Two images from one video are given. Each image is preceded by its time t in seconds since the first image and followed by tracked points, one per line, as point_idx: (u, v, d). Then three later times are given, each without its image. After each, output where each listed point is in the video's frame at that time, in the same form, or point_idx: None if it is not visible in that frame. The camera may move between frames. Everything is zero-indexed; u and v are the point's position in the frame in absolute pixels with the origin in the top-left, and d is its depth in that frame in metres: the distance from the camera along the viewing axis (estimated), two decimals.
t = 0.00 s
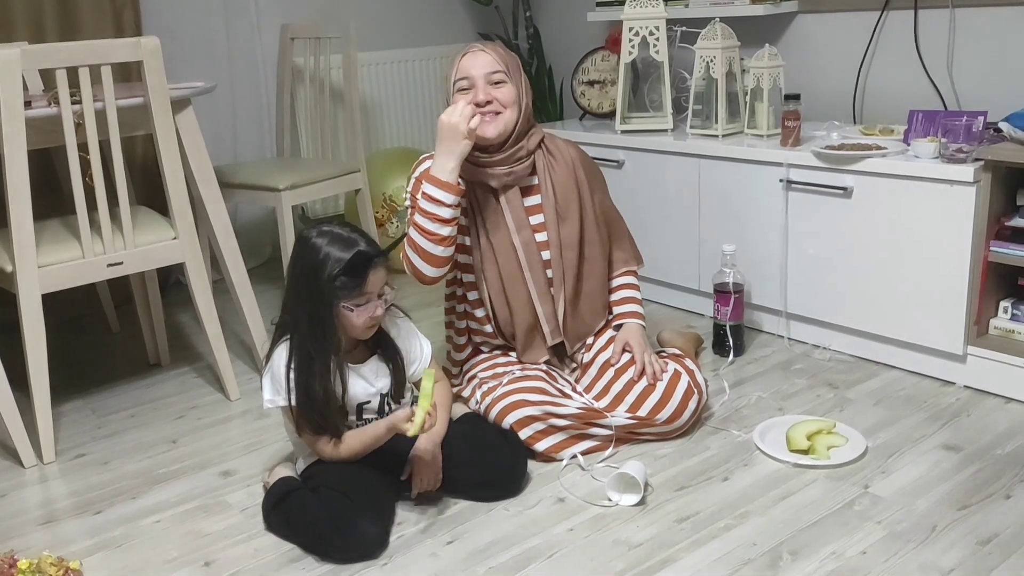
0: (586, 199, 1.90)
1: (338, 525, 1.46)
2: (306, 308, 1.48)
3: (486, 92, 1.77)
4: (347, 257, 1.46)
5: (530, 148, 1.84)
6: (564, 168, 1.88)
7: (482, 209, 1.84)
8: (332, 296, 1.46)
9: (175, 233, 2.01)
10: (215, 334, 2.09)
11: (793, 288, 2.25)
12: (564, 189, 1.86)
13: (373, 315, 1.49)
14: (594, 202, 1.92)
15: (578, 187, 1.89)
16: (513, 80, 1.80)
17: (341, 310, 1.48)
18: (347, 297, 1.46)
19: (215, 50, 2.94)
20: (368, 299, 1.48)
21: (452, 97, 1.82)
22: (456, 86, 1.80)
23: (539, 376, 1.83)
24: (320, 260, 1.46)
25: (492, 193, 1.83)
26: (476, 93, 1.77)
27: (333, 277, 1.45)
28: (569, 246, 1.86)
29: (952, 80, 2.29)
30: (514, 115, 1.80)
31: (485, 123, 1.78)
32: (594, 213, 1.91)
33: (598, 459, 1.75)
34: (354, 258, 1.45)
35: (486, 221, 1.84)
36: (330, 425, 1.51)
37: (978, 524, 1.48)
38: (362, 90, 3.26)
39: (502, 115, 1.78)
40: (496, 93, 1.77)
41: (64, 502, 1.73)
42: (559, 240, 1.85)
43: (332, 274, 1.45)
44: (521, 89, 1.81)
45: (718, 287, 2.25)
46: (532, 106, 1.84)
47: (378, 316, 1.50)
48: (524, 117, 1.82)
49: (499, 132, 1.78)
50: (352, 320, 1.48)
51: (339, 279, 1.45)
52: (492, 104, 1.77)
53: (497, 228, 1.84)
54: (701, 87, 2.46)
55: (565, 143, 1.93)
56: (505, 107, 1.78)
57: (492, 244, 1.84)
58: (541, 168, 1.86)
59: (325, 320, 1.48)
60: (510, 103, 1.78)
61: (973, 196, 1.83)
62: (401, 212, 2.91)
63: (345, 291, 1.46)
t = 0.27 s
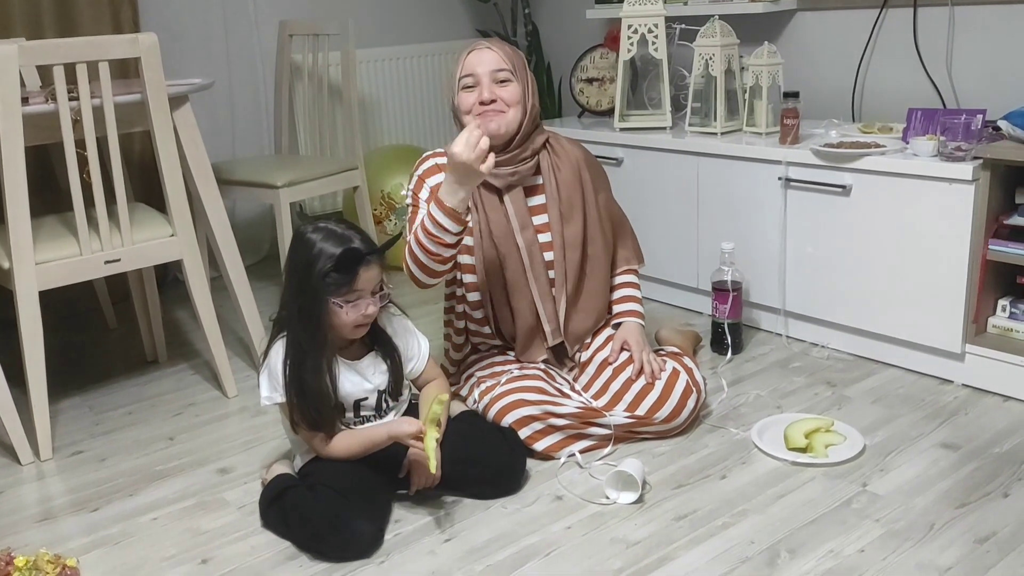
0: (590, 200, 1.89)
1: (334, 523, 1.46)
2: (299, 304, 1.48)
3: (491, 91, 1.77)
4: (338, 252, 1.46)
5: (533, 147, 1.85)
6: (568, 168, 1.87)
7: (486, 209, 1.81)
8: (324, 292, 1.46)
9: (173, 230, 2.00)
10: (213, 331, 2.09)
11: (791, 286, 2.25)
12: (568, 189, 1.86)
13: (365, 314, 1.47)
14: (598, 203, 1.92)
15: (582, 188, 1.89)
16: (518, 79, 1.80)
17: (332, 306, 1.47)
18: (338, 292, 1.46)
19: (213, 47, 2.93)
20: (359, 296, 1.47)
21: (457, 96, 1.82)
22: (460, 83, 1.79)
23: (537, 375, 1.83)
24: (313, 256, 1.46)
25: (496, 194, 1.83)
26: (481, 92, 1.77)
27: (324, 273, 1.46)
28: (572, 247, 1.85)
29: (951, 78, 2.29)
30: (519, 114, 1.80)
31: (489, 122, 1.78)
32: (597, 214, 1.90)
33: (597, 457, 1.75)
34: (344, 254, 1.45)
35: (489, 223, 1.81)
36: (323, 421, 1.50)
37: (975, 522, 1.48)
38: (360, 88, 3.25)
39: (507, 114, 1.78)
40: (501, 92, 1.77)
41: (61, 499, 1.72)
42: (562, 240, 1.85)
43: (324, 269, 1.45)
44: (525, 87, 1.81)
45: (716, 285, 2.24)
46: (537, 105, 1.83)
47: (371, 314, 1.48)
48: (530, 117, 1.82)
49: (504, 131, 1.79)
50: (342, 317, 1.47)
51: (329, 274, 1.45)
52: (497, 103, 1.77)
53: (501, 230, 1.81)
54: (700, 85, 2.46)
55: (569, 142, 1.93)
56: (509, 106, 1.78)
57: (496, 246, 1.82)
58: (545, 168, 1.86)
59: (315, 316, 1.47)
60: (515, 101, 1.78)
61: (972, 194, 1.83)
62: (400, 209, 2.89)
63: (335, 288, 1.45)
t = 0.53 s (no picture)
0: (591, 198, 1.90)
1: (333, 522, 1.46)
2: (298, 301, 1.48)
3: (493, 92, 1.77)
4: (336, 249, 1.46)
5: (536, 146, 1.84)
6: (571, 167, 1.87)
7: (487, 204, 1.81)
8: (322, 289, 1.46)
9: (173, 230, 2.00)
10: (213, 330, 2.09)
11: (791, 286, 2.25)
12: (570, 187, 1.86)
13: (363, 312, 1.47)
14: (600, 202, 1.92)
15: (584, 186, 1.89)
16: (520, 79, 1.80)
17: (330, 303, 1.47)
18: (336, 290, 1.46)
19: (213, 46, 2.93)
20: (358, 294, 1.47)
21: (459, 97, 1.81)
22: (462, 84, 1.79)
23: (537, 374, 1.83)
24: (312, 253, 1.47)
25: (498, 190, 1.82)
26: (483, 93, 1.77)
27: (322, 270, 1.46)
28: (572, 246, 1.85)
29: (950, 78, 2.29)
30: (520, 114, 1.80)
31: (490, 123, 1.78)
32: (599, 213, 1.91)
33: (596, 456, 1.75)
34: (342, 251, 1.45)
35: (491, 221, 1.81)
36: (321, 418, 1.50)
37: (974, 521, 1.48)
38: (360, 87, 3.25)
39: (508, 115, 1.79)
40: (502, 93, 1.77)
41: (61, 498, 1.72)
42: (564, 238, 1.85)
43: (322, 266, 1.46)
44: (527, 87, 1.81)
45: (716, 285, 2.24)
46: (539, 104, 1.83)
47: (369, 312, 1.48)
48: (531, 117, 1.82)
49: (504, 131, 1.79)
50: (340, 314, 1.47)
51: (327, 271, 1.45)
52: (498, 103, 1.77)
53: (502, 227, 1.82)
54: (699, 84, 2.46)
55: (572, 141, 1.93)
56: (510, 107, 1.79)
57: (497, 243, 1.83)
58: (547, 167, 1.86)
59: (313, 313, 1.47)
60: (517, 102, 1.79)
61: (972, 193, 1.83)
62: (399, 209, 2.89)
63: (333, 284, 1.45)
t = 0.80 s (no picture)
0: (590, 190, 1.90)
1: (334, 522, 1.46)
2: (302, 300, 1.48)
3: (491, 88, 1.79)
4: (340, 248, 1.46)
5: (534, 140, 1.86)
6: (569, 159, 1.88)
7: (485, 195, 1.83)
8: (326, 288, 1.46)
9: (173, 230, 2.00)
10: (213, 330, 2.09)
11: (791, 286, 2.25)
12: (568, 180, 1.87)
13: (367, 310, 1.48)
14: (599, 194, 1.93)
15: (583, 178, 1.89)
16: (516, 74, 1.82)
17: (334, 302, 1.47)
18: (339, 289, 1.46)
19: (213, 46, 2.93)
20: (362, 294, 1.47)
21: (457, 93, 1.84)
22: (460, 80, 1.81)
23: (537, 371, 1.83)
24: (315, 252, 1.46)
25: (496, 182, 1.84)
26: (481, 90, 1.79)
27: (325, 269, 1.46)
28: (570, 237, 1.86)
29: (951, 77, 2.29)
30: (518, 109, 1.82)
31: (489, 118, 1.80)
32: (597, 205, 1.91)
33: (596, 455, 1.75)
34: (346, 251, 1.45)
35: (489, 212, 1.83)
36: (324, 417, 1.50)
37: (975, 521, 1.48)
38: (360, 87, 3.25)
39: (506, 110, 1.81)
40: (500, 89, 1.79)
41: (61, 499, 1.72)
42: (562, 229, 1.86)
43: (326, 266, 1.45)
44: (524, 82, 1.83)
45: (716, 284, 2.24)
46: (537, 98, 1.85)
47: (372, 312, 1.48)
48: (529, 110, 1.84)
49: (503, 126, 1.80)
50: (344, 313, 1.47)
51: (331, 270, 1.45)
52: (497, 98, 1.79)
53: (500, 218, 1.83)
54: (699, 84, 2.46)
55: (571, 135, 1.94)
56: (508, 102, 1.80)
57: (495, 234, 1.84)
58: (545, 160, 1.87)
59: (317, 312, 1.47)
60: (515, 97, 1.81)
61: (972, 192, 1.83)
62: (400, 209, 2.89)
63: (336, 283, 1.45)
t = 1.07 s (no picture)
0: (585, 185, 1.91)
1: (334, 522, 1.46)
2: (306, 299, 1.48)
3: (486, 85, 1.79)
4: (345, 249, 1.46)
5: (529, 135, 1.86)
6: (564, 154, 1.89)
7: (481, 188, 1.84)
8: (329, 288, 1.46)
9: (173, 231, 2.01)
10: (213, 330, 2.09)
11: (791, 286, 2.25)
12: (563, 174, 1.88)
13: (371, 310, 1.48)
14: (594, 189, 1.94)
15: (578, 173, 1.90)
16: (511, 71, 1.82)
17: (338, 302, 1.47)
18: (343, 289, 1.46)
19: (213, 46, 2.93)
20: (366, 293, 1.47)
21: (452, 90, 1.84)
22: (456, 78, 1.82)
23: (537, 370, 1.83)
24: (319, 252, 1.46)
25: (492, 176, 1.85)
26: (477, 87, 1.80)
27: (330, 269, 1.46)
28: (566, 230, 1.86)
29: (951, 77, 2.29)
30: (514, 105, 1.82)
31: (484, 114, 1.81)
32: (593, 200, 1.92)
33: (597, 455, 1.76)
34: (351, 251, 1.45)
35: (485, 207, 1.84)
36: (327, 416, 1.50)
37: (975, 521, 1.48)
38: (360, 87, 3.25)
39: (502, 106, 1.81)
40: (496, 85, 1.80)
41: (62, 499, 1.72)
42: (557, 222, 1.86)
43: (330, 266, 1.45)
44: (520, 78, 1.84)
45: (716, 284, 2.25)
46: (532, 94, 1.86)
47: (374, 312, 1.49)
48: (524, 106, 1.84)
49: (499, 121, 1.81)
50: (348, 314, 1.47)
51: (335, 271, 1.45)
52: (493, 95, 1.80)
53: (496, 212, 1.84)
54: (699, 84, 2.46)
55: (566, 132, 1.95)
56: (504, 98, 1.81)
57: (491, 228, 1.84)
58: (540, 155, 1.88)
59: (320, 312, 1.47)
60: (510, 94, 1.81)
61: (972, 193, 1.83)
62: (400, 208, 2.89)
63: (340, 283, 1.45)
